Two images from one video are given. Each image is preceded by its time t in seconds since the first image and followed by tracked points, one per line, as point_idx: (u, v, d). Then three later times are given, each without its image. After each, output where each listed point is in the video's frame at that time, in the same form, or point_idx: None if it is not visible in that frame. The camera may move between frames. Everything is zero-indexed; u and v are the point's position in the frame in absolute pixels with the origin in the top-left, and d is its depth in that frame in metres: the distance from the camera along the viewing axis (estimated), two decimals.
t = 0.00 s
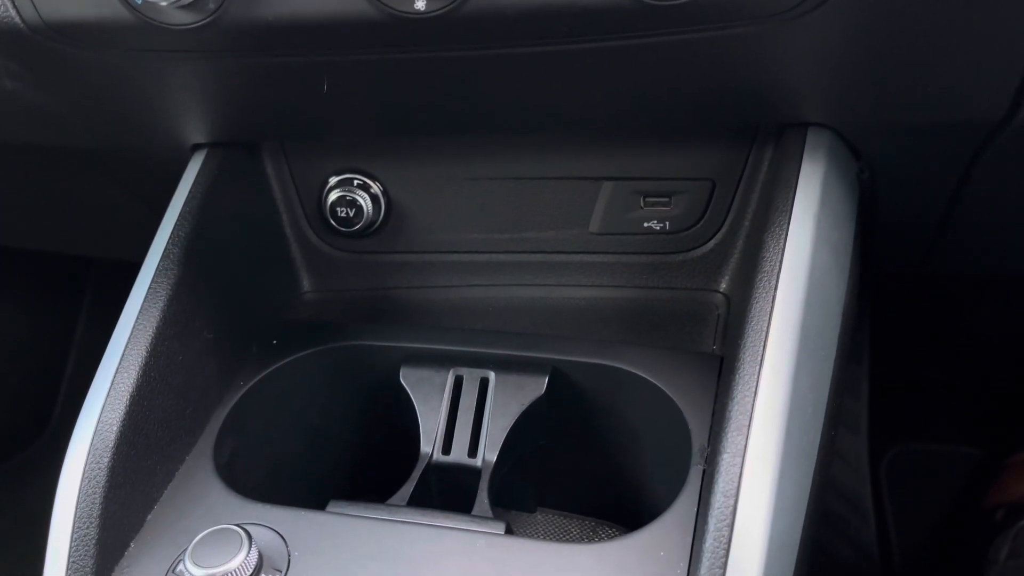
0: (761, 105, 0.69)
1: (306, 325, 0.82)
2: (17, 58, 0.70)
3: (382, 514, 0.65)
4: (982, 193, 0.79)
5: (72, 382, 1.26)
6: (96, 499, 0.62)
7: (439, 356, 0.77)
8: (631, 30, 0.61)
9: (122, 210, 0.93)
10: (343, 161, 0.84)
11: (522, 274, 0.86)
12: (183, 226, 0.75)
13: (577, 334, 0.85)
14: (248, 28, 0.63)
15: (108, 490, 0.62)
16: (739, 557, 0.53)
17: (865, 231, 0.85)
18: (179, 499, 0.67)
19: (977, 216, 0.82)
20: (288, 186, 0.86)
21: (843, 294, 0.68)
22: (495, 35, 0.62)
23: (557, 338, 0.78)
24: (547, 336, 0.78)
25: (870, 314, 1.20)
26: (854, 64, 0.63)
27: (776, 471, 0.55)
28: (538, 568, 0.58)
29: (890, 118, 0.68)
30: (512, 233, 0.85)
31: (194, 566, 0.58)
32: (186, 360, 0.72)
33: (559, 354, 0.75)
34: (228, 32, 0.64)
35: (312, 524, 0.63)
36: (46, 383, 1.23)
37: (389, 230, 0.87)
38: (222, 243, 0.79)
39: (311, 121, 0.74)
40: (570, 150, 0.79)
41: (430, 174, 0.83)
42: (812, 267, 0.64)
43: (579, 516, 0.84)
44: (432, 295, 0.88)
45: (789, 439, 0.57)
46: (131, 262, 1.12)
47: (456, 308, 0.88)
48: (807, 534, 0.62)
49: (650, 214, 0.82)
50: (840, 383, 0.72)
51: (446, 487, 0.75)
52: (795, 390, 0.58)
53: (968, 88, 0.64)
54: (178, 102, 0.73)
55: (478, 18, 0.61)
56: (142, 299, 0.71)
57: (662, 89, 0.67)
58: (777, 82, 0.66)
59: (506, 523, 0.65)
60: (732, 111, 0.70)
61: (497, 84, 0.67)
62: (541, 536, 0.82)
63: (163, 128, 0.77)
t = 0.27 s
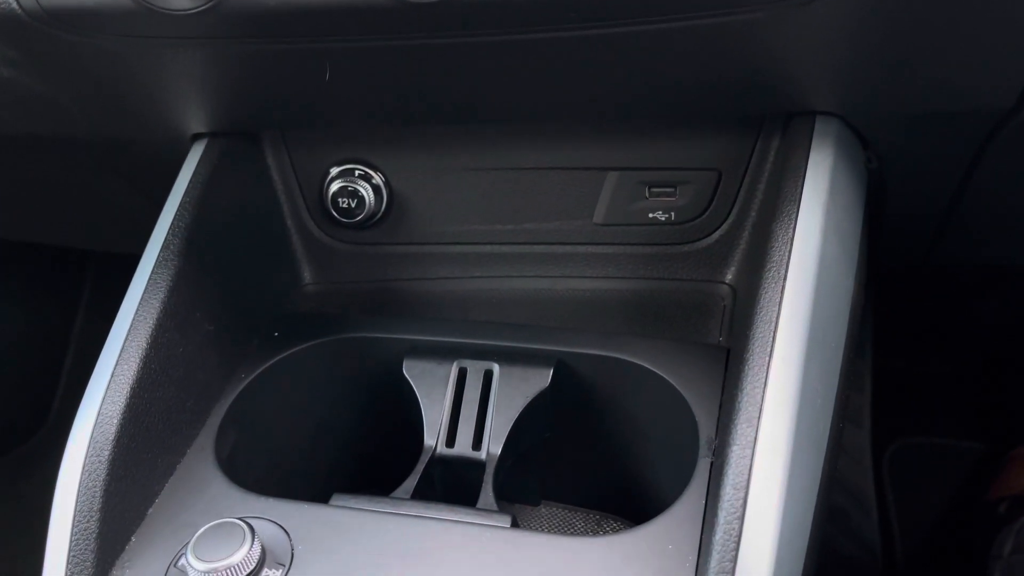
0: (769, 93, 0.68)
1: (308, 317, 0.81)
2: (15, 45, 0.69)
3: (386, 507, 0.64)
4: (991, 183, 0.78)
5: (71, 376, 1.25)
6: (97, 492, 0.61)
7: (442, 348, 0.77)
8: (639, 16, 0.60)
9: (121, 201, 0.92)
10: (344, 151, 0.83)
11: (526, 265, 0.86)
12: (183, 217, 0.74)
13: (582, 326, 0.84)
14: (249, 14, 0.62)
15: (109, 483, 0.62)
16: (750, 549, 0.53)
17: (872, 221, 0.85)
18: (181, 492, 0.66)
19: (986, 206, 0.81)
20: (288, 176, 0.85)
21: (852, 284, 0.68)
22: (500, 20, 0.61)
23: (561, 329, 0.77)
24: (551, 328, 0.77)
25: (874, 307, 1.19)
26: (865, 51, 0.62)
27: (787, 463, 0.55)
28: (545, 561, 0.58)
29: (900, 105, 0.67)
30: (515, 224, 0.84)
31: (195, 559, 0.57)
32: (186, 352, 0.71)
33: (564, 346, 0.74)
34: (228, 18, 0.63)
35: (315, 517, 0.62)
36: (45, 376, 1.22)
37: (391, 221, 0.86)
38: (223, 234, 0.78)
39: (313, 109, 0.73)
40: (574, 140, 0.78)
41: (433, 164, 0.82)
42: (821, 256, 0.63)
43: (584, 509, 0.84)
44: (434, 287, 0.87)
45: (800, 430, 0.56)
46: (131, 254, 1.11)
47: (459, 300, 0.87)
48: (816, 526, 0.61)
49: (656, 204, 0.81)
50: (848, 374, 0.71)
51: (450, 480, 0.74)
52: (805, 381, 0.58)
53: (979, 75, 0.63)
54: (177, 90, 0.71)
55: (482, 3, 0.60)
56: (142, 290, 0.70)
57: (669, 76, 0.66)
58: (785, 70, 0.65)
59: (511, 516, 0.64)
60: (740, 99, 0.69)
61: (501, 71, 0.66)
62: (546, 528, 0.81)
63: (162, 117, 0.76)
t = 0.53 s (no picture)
0: (779, 82, 0.67)
1: (311, 309, 0.80)
2: (13, 34, 0.68)
3: (391, 502, 0.63)
4: (1003, 175, 0.77)
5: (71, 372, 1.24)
6: (99, 487, 0.60)
7: (448, 342, 0.76)
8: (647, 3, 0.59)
9: (121, 195, 0.91)
10: (347, 142, 0.82)
11: (531, 257, 0.85)
12: (185, 209, 0.73)
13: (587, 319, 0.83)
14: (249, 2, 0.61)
15: (111, 478, 0.61)
16: (762, 544, 0.52)
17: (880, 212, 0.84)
18: (184, 487, 0.65)
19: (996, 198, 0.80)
20: (290, 167, 0.84)
21: (862, 275, 0.67)
22: (506, 8, 0.60)
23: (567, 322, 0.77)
24: (557, 321, 0.76)
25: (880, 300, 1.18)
26: (875, 39, 0.61)
27: (800, 457, 0.54)
28: (553, 556, 0.57)
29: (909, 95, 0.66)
30: (520, 216, 0.83)
31: (198, 554, 0.56)
32: (189, 345, 0.70)
33: (570, 340, 0.73)
34: (229, 6, 0.62)
35: (320, 512, 0.61)
36: (44, 372, 1.21)
37: (394, 214, 0.85)
38: (225, 225, 0.77)
39: (315, 99, 0.72)
40: (579, 131, 0.77)
41: (436, 156, 0.81)
42: (832, 247, 0.63)
43: (590, 504, 0.83)
44: (439, 280, 0.87)
45: (812, 424, 0.56)
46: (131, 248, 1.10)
47: (464, 293, 0.86)
48: (828, 520, 0.60)
49: (661, 196, 0.80)
50: (859, 366, 0.70)
51: (456, 474, 0.73)
52: (818, 373, 0.57)
53: (993, 63, 0.62)
54: (178, 79, 0.70)
55: None
56: (143, 282, 0.69)
57: (677, 66, 0.65)
58: (795, 58, 0.64)
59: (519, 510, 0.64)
60: (749, 89, 0.68)
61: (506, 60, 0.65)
62: (551, 523, 0.80)
63: (162, 107, 0.75)
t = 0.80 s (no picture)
0: (787, 72, 0.66)
1: (313, 302, 0.80)
2: (10, 23, 0.67)
3: (394, 497, 0.63)
4: (1013, 167, 0.76)
5: (71, 365, 1.24)
6: (98, 481, 0.59)
7: (451, 335, 0.75)
8: None
9: (120, 187, 0.90)
10: (348, 134, 0.81)
11: (535, 250, 0.84)
12: (185, 200, 0.72)
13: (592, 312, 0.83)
14: None
15: (111, 473, 0.60)
16: (772, 539, 0.51)
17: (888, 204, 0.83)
18: (184, 482, 0.65)
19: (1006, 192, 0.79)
20: (292, 159, 0.84)
21: (872, 268, 0.66)
22: None
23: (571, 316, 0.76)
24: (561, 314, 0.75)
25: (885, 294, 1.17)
26: (886, 27, 0.60)
27: (811, 451, 0.53)
28: (559, 552, 0.56)
29: (919, 84, 0.65)
30: (523, 208, 0.82)
31: (198, 550, 0.55)
32: (189, 338, 0.69)
33: (575, 333, 0.72)
34: None
35: (323, 508, 0.61)
36: (44, 366, 1.20)
37: (396, 206, 0.84)
38: (225, 218, 0.76)
39: (315, 89, 0.71)
40: (583, 123, 0.76)
41: (438, 148, 0.80)
42: (842, 239, 0.62)
43: (594, 498, 0.83)
44: (442, 273, 0.86)
45: (822, 418, 0.55)
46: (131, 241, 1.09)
47: (467, 286, 0.85)
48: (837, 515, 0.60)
49: (666, 188, 0.79)
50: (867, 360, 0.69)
51: (459, 469, 0.73)
52: (828, 366, 0.56)
53: (1005, 52, 0.61)
54: (177, 69, 0.70)
55: None
56: (143, 275, 0.68)
57: (683, 54, 0.64)
58: (804, 47, 0.63)
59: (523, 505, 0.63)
60: (756, 78, 0.67)
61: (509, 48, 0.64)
62: (557, 517, 0.80)
63: (162, 97, 0.74)
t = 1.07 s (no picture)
0: (792, 61, 0.65)
1: (312, 294, 0.79)
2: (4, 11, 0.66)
3: (394, 490, 0.62)
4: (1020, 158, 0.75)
5: (69, 359, 1.23)
6: (94, 475, 0.59)
7: (452, 328, 0.74)
8: None
9: (117, 178, 0.89)
10: (347, 125, 0.80)
11: (536, 242, 0.84)
12: (182, 192, 0.71)
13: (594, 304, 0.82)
14: None
15: (107, 467, 0.59)
16: (777, 533, 0.50)
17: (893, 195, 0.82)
18: (182, 475, 0.64)
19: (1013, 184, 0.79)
20: (290, 150, 0.83)
21: (877, 259, 0.65)
22: None
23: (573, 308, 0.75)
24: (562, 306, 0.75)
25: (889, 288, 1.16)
26: (894, 15, 0.59)
27: (817, 444, 0.52)
28: (561, 546, 0.55)
29: (926, 74, 0.64)
30: (525, 200, 0.82)
31: (196, 545, 0.54)
32: (187, 331, 0.68)
33: (577, 326, 0.72)
34: None
35: (323, 502, 0.60)
36: (42, 361, 1.20)
37: (396, 198, 0.83)
38: (223, 209, 0.75)
39: (314, 79, 0.70)
40: (586, 114, 0.75)
41: (439, 139, 0.79)
42: (848, 229, 0.61)
43: (595, 492, 0.83)
44: (442, 265, 0.85)
45: (829, 410, 0.54)
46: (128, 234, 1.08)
47: (468, 279, 0.85)
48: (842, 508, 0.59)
49: (669, 179, 0.78)
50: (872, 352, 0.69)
51: (460, 462, 0.72)
52: (834, 358, 0.55)
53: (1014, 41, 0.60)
54: (173, 59, 0.69)
55: None
56: (140, 267, 0.67)
57: (687, 43, 0.63)
58: (811, 36, 0.62)
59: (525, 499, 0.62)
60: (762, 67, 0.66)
61: (510, 37, 0.63)
62: (558, 512, 0.81)
63: (159, 88, 0.73)
